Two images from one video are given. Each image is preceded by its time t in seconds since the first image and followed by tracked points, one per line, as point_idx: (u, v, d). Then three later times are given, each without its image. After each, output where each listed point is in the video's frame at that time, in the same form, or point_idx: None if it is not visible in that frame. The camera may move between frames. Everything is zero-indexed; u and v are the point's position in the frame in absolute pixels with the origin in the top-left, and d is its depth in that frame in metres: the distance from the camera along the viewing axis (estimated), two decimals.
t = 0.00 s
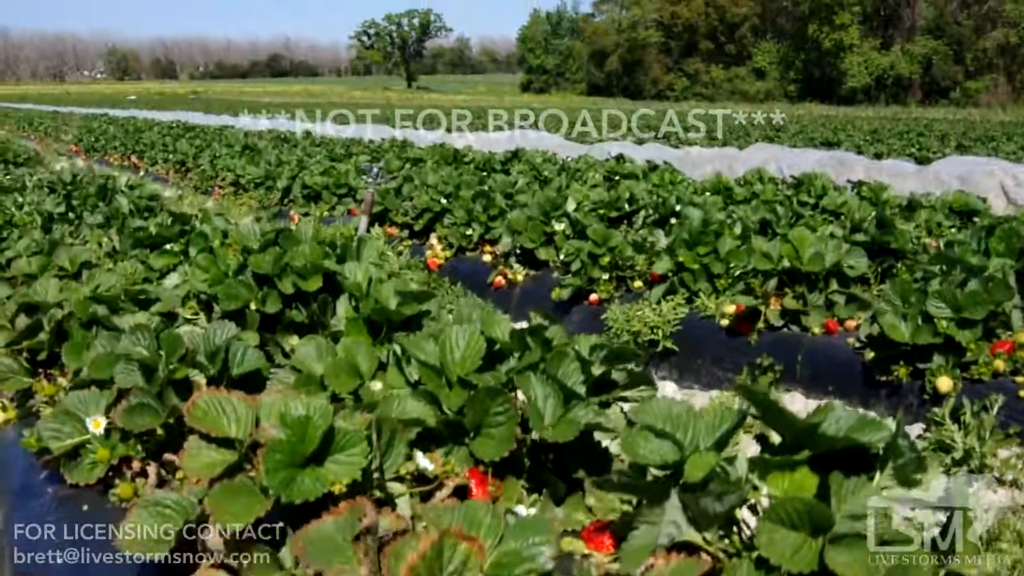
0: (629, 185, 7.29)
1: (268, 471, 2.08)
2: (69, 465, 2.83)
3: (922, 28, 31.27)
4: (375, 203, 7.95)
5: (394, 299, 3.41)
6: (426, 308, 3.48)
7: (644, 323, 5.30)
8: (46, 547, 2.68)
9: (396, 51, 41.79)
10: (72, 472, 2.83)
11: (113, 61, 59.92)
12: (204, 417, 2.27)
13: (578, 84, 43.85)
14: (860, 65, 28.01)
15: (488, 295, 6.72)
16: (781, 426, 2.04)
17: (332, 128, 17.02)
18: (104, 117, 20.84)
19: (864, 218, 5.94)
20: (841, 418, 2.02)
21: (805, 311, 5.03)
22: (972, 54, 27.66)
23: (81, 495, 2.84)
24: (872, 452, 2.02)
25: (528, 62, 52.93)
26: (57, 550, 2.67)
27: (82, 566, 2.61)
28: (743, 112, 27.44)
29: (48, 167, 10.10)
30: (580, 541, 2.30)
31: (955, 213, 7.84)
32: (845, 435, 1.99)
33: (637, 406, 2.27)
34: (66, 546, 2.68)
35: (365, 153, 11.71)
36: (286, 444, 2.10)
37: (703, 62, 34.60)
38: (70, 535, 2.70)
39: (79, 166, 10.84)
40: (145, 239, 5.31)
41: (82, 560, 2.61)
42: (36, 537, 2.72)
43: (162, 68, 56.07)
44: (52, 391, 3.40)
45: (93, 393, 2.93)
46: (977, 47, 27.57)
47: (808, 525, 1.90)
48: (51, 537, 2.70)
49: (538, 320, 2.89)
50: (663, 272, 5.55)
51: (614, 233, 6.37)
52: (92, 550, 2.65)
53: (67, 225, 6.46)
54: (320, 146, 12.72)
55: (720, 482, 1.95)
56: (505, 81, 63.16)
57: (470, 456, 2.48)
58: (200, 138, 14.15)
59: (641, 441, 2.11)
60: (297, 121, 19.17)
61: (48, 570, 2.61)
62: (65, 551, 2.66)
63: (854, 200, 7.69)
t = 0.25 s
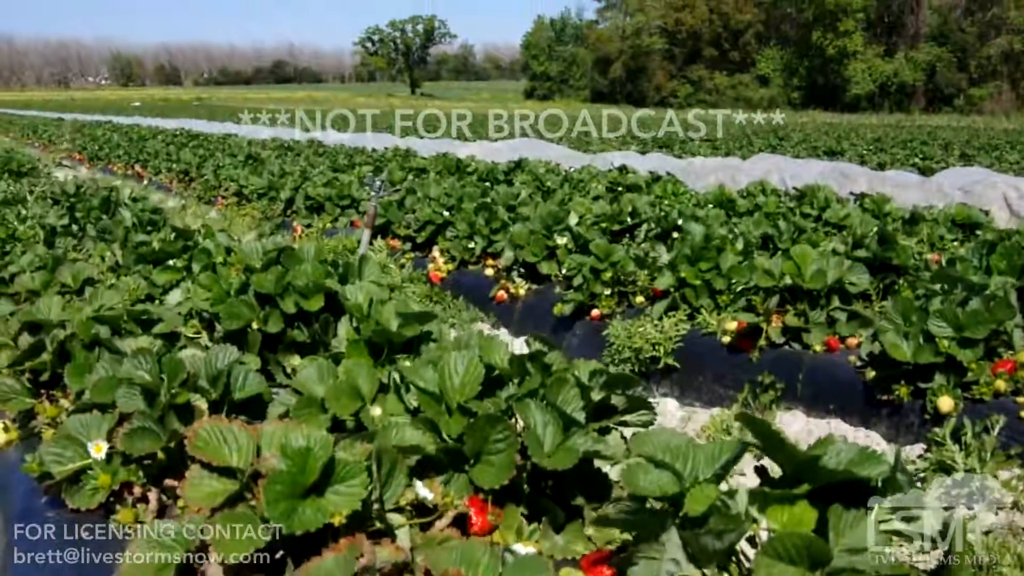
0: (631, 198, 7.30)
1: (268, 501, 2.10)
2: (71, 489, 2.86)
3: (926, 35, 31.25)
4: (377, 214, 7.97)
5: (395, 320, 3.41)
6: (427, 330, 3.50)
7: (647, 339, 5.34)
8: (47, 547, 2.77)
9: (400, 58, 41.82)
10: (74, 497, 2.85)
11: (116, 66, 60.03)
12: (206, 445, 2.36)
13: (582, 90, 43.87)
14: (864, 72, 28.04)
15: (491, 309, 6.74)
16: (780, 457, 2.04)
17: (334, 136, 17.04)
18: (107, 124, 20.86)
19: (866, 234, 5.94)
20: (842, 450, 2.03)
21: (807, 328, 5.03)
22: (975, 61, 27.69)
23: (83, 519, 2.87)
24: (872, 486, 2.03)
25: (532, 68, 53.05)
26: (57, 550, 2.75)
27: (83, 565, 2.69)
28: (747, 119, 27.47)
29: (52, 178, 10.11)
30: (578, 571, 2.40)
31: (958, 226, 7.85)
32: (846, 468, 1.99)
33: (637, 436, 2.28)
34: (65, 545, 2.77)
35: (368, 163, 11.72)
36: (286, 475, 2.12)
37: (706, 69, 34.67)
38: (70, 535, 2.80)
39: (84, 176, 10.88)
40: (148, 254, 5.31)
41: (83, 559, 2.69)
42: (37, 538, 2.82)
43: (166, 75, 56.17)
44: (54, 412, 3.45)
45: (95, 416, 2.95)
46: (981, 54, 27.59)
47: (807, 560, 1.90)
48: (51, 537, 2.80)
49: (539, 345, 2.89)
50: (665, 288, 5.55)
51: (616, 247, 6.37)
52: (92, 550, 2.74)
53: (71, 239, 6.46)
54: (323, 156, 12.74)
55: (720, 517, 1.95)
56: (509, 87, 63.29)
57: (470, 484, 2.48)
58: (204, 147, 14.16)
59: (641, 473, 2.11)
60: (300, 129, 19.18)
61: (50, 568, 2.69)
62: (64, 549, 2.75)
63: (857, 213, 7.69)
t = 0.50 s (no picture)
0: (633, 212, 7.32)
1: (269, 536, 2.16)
2: (72, 512, 2.88)
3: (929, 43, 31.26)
4: (379, 228, 7.97)
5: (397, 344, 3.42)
6: (428, 352, 3.51)
7: (648, 356, 5.36)
8: (47, 547, 2.93)
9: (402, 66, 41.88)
10: (76, 521, 2.87)
11: (119, 73, 60.12)
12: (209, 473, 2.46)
13: (584, 98, 43.92)
14: (866, 80, 28.07)
15: (493, 324, 6.78)
16: (778, 493, 2.04)
17: (336, 145, 17.06)
18: (109, 132, 20.89)
19: (868, 250, 5.95)
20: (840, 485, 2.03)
21: (808, 346, 5.03)
22: (978, 69, 27.72)
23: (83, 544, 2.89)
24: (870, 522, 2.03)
25: (534, 76, 53.14)
26: (57, 550, 2.91)
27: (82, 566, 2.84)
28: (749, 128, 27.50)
29: (54, 190, 10.12)
30: None
31: (959, 240, 7.85)
32: (844, 504, 1.99)
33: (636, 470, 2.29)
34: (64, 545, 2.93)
35: (371, 174, 11.75)
36: (288, 509, 2.17)
37: (708, 77, 34.73)
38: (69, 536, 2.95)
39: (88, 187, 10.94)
40: (150, 270, 5.32)
41: (82, 559, 2.84)
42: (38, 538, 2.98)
43: (169, 83, 56.25)
44: (56, 434, 3.49)
45: (97, 440, 2.97)
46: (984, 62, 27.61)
47: None
48: (51, 537, 2.96)
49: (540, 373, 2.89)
50: (667, 304, 5.54)
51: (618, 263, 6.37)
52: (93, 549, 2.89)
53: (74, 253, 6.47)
54: (325, 166, 12.75)
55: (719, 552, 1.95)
56: (511, 94, 63.37)
57: (470, 513, 2.48)
58: (206, 156, 14.18)
59: (640, 506, 2.12)
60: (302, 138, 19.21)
61: (50, 568, 2.85)
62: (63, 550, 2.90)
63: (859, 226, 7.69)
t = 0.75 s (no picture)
0: (634, 227, 7.33)
1: (274, 569, 2.20)
2: (74, 539, 2.91)
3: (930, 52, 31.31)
4: (380, 242, 7.97)
5: (398, 367, 3.43)
6: (430, 376, 3.52)
7: (649, 374, 5.38)
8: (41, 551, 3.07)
9: (404, 74, 42.01)
10: (78, 550, 2.89)
11: (123, 81, 60.24)
12: (209, 507, 2.55)
13: (586, 107, 44.15)
14: (868, 88, 28.10)
15: (494, 338, 6.80)
16: (778, 530, 2.05)
17: (339, 156, 17.08)
18: (111, 142, 20.92)
19: (869, 268, 5.96)
20: (837, 522, 2.05)
21: (809, 364, 5.02)
22: (980, 78, 27.74)
23: (85, 571, 2.91)
24: (869, 560, 2.04)
25: (536, 85, 53.30)
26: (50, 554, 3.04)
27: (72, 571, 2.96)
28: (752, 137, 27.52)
29: (56, 203, 10.14)
30: None
31: (961, 254, 7.86)
32: (844, 543, 2.00)
33: (636, 504, 2.30)
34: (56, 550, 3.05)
35: (372, 185, 11.79)
36: (291, 542, 2.21)
37: (710, 85, 34.77)
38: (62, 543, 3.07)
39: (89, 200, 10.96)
40: (152, 288, 5.33)
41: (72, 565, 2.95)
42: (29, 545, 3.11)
43: (172, 91, 56.35)
44: (57, 458, 3.51)
45: (98, 466, 2.98)
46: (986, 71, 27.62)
47: None
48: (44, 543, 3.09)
49: (541, 401, 2.90)
50: (668, 321, 5.55)
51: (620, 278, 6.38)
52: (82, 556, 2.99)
53: (76, 269, 6.48)
54: (328, 178, 12.76)
55: None
56: (513, 102, 63.43)
57: (470, 543, 2.48)
58: (208, 167, 14.19)
59: (642, 540, 2.13)
60: (305, 148, 19.23)
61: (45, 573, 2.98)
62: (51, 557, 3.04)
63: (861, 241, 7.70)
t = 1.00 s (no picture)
0: (635, 242, 7.34)
1: None
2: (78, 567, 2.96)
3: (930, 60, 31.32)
4: (381, 256, 7.97)
5: (400, 393, 3.44)
6: (432, 401, 3.53)
7: (649, 392, 5.39)
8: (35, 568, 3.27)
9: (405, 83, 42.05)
10: None
11: (124, 89, 60.34)
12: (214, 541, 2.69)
13: (586, 116, 44.21)
14: (868, 97, 28.13)
15: (494, 354, 6.81)
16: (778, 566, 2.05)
17: (340, 166, 17.10)
18: (112, 151, 20.93)
19: (869, 285, 5.97)
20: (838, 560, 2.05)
21: (809, 384, 5.03)
22: (980, 87, 27.78)
23: None
24: None
25: (537, 93, 53.33)
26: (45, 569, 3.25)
27: None
28: (752, 146, 27.55)
29: (57, 216, 10.14)
30: None
31: (961, 268, 7.86)
32: None
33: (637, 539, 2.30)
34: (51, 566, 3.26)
35: (372, 198, 11.81)
36: None
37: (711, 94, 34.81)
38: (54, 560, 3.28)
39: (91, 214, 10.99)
40: (153, 306, 5.33)
41: None
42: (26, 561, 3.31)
43: (173, 100, 56.44)
44: (60, 483, 3.49)
45: (102, 493, 3.01)
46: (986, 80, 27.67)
47: None
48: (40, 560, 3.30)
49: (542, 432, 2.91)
50: (668, 339, 5.55)
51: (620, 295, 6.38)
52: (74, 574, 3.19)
53: (78, 285, 6.49)
54: (328, 190, 12.77)
55: None
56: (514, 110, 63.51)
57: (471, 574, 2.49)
58: (209, 179, 14.21)
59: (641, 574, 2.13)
60: (305, 158, 19.24)
61: None
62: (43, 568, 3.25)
63: (861, 255, 7.70)
